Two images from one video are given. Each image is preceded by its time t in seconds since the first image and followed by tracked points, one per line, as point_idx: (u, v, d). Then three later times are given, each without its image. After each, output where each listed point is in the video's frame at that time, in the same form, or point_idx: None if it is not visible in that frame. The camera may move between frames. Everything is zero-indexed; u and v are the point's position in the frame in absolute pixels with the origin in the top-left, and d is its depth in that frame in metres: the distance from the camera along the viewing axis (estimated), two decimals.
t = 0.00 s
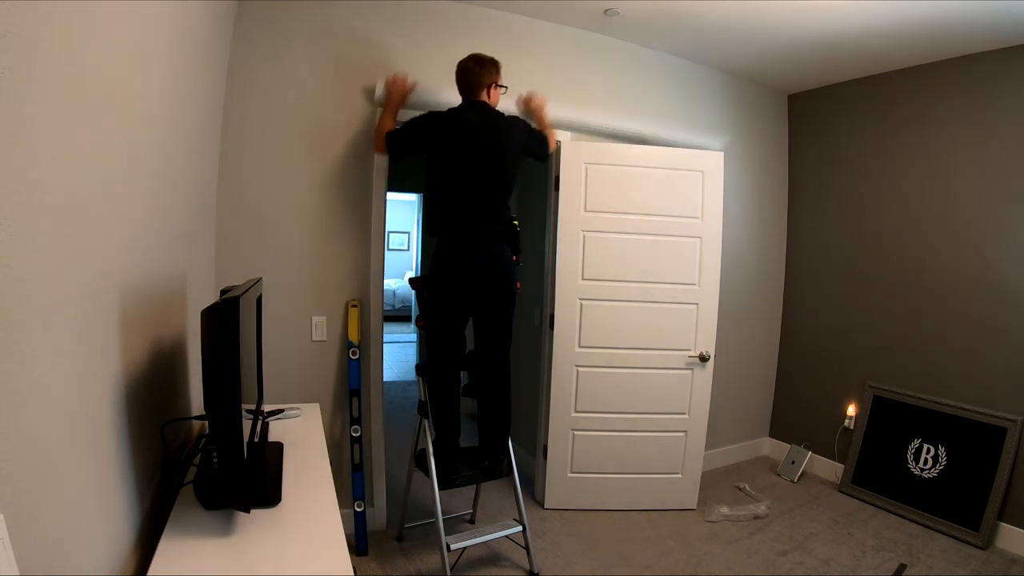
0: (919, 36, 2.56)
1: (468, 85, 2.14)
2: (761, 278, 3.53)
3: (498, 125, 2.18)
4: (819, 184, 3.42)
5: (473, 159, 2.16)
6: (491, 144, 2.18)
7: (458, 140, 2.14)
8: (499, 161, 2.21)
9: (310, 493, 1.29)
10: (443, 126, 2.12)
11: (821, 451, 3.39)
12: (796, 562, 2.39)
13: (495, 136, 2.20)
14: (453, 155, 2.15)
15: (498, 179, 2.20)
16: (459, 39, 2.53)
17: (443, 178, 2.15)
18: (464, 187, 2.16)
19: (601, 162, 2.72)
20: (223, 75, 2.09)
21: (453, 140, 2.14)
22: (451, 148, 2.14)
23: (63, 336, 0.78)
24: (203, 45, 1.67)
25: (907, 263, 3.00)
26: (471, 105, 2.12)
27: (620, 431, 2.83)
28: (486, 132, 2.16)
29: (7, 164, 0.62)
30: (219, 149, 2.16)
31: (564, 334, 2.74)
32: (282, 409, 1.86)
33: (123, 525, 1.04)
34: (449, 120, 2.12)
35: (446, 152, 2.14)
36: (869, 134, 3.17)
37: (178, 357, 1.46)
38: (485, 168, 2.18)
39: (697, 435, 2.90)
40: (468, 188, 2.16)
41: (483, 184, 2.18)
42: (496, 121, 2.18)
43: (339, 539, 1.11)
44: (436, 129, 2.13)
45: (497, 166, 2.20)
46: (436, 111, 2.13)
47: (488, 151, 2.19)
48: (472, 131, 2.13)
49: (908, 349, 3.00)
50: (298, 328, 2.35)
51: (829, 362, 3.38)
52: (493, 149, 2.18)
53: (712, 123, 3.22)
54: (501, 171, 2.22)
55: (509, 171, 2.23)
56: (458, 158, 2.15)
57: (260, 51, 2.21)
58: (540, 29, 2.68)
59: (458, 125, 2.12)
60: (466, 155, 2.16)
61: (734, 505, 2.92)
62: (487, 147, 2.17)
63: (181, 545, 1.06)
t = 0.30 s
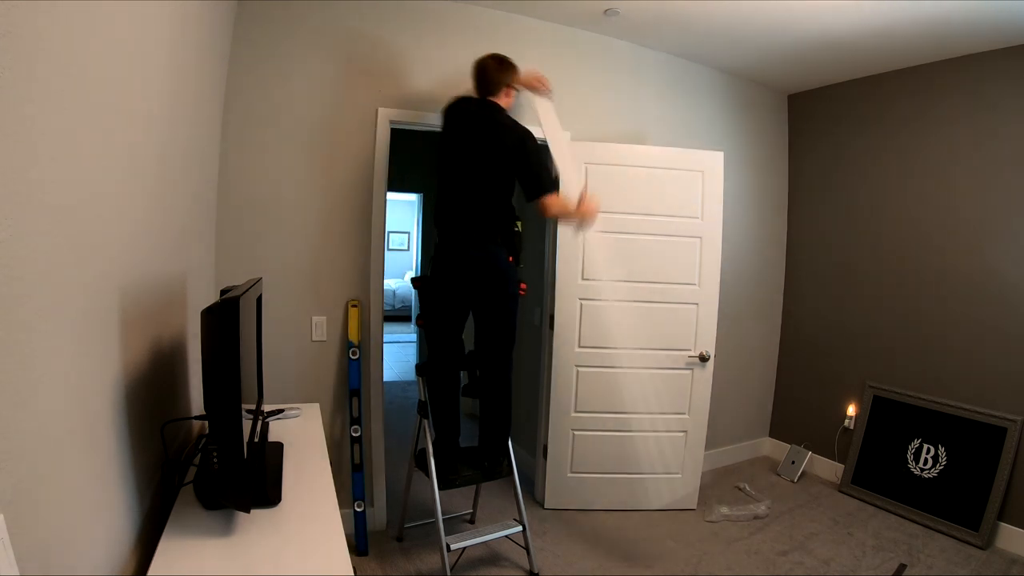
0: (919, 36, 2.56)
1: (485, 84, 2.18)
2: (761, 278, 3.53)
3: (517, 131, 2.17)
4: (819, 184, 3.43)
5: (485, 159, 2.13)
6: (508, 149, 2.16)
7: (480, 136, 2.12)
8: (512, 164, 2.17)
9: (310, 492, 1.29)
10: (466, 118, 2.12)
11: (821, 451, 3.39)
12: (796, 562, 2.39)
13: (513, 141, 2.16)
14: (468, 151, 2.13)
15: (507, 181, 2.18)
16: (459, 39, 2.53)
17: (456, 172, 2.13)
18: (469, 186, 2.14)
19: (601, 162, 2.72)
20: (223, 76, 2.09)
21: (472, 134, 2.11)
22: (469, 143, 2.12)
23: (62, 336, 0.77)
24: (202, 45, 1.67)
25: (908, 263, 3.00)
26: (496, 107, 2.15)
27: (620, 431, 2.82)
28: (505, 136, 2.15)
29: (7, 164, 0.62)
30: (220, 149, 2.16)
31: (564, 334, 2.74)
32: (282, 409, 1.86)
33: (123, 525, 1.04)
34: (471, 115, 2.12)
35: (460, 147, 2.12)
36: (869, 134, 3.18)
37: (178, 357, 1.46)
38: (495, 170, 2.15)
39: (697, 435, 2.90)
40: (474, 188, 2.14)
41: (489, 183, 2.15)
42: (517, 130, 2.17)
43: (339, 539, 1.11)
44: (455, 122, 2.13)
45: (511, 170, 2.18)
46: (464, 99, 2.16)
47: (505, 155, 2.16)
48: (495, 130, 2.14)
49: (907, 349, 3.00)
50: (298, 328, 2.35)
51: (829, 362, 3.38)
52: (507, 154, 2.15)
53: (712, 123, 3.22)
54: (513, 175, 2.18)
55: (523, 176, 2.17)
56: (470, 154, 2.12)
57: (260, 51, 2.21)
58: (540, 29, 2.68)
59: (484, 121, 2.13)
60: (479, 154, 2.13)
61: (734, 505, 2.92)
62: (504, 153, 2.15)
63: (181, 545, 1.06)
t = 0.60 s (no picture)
0: (919, 36, 2.56)
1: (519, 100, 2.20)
2: (761, 277, 3.53)
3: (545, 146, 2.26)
4: (819, 184, 3.43)
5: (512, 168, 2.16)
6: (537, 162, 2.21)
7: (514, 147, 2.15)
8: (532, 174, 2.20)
9: (310, 492, 1.29)
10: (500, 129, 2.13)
11: (821, 451, 3.39)
12: (796, 562, 2.39)
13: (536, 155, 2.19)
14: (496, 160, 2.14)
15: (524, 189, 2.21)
16: (460, 40, 2.53)
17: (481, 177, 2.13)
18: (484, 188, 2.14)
19: (601, 162, 2.72)
20: (223, 76, 2.10)
21: (506, 145, 2.14)
22: (498, 151, 2.13)
23: (62, 336, 0.78)
24: (202, 46, 1.67)
25: (908, 263, 3.00)
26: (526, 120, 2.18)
27: (620, 431, 2.83)
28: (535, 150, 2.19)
29: (7, 165, 0.62)
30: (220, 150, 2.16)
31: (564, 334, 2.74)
32: (282, 409, 1.87)
33: (123, 524, 1.04)
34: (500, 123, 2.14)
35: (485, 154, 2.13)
36: (869, 134, 3.18)
37: (178, 357, 1.47)
38: (516, 177, 2.17)
39: (697, 434, 2.90)
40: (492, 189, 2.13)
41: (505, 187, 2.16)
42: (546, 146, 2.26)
43: (339, 538, 1.11)
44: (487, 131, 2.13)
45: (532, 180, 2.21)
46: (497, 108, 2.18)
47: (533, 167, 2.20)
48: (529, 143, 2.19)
49: (908, 349, 3.00)
50: (298, 328, 2.35)
51: (829, 362, 3.38)
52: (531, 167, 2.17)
53: (713, 123, 3.22)
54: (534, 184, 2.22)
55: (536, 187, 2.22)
56: (494, 158, 2.12)
57: (261, 51, 2.21)
58: (540, 29, 2.69)
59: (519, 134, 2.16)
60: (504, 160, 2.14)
61: (734, 505, 2.92)
62: (532, 166, 2.20)
63: (181, 544, 1.06)
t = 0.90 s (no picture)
0: (920, 36, 2.56)
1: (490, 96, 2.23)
2: (761, 277, 3.53)
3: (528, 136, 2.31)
4: (819, 184, 3.43)
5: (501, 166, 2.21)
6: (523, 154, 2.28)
7: (498, 145, 2.20)
8: (519, 170, 2.27)
9: (310, 493, 1.29)
10: (482, 129, 2.17)
11: (821, 451, 3.39)
12: (796, 562, 2.39)
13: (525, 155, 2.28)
14: (485, 160, 2.18)
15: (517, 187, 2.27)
16: (460, 39, 2.53)
17: (468, 182, 2.16)
18: (477, 190, 2.17)
19: (601, 162, 2.72)
20: (223, 76, 2.09)
21: (489, 145, 2.18)
22: (484, 152, 2.18)
23: (62, 336, 0.77)
24: (202, 45, 1.67)
25: (908, 263, 3.00)
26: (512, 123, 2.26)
27: (620, 431, 2.82)
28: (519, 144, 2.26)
29: (7, 165, 0.62)
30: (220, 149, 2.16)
31: (564, 334, 2.74)
32: (282, 409, 1.86)
33: (123, 524, 1.04)
34: (483, 123, 2.18)
35: (474, 155, 2.16)
36: (869, 134, 3.18)
37: (178, 357, 1.46)
38: (506, 175, 2.23)
39: (697, 434, 2.90)
40: (483, 192, 2.17)
41: (497, 186, 2.20)
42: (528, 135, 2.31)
43: (340, 538, 1.11)
44: (468, 135, 2.15)
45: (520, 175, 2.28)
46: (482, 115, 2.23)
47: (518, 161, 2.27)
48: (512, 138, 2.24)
49: (908, 349, 3.00)
50: (298, 328, 2.35)
51: (829, 362, 3.38)
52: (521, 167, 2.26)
53: (713, 123, 3.22)
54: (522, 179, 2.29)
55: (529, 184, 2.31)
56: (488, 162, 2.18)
57: (260, 51, 2.21)
58: (540, 29, 2.69)
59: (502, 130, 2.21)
60: (492, 159, 2.19)
61: (734, 505, 2.92)
62: (518, 162, 2.26)
63: (182, 544, 1.06)
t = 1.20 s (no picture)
0: (920, 36, 2.56)
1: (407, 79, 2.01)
2: (761, 277, 3.53)
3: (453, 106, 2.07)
4: (819, 184, 3.43)
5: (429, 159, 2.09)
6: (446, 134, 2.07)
7: (414, 136, 2.06)
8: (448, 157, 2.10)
9: (310, 493, 1.29)
10: (395, 128, 2.07)
11: (821, 451, 3.39)
12: (796, 562, 2.39)
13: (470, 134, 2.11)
14: (411, 159, 2.09)
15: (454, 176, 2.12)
16: (459, 39, 2.52)
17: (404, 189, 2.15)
18: (416, 192, 2.12)
19: (601, 162, 2.72)
20: (223, 76, 2.09)
21: (405, 142, 2.07)
22: (404, 154, 2.09)
23: (62, 337, 0.77)
24: (202, 45, 1.67)
25: (908, 263, 3.00)
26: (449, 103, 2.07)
27: (620, 431, 2.82)
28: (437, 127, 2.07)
29: (7, 165, 0.62)
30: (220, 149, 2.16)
31: (564, 334, 2.74)
32: (282, 409, 1.86)
33: (123, 525, 1.04)
34: (394, 121, 2.07)
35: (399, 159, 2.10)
36: (869, 134, 3.18)
37: (178, 357, 1.46)
38: (435, 169, 2.10)
39: (697, 434, 2.90)
40: (419, 195, 2.11)
41: (433, 184, 2.11)
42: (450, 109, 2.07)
43: (340, 538, 1.11)
44: (383, 141, 2.08)
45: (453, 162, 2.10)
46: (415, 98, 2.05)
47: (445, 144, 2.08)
48: (428, 121, 2.05)
49: (908, 349, 2.99)
50: (298, 328, 2.35)
51: (829, 362, 3.38)
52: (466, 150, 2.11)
53: (713, 122, 3.22)
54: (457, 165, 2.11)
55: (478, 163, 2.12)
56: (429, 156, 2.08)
57: (260, 51, 2.21)
58: (540, 29, 2.69)
59: (413, 118, 2.04)
60: (418, 156, 2.09)
61: (734, 505, 2.92)
62: (444, 146, 2.08)
63: (182, 545, 1.06)
